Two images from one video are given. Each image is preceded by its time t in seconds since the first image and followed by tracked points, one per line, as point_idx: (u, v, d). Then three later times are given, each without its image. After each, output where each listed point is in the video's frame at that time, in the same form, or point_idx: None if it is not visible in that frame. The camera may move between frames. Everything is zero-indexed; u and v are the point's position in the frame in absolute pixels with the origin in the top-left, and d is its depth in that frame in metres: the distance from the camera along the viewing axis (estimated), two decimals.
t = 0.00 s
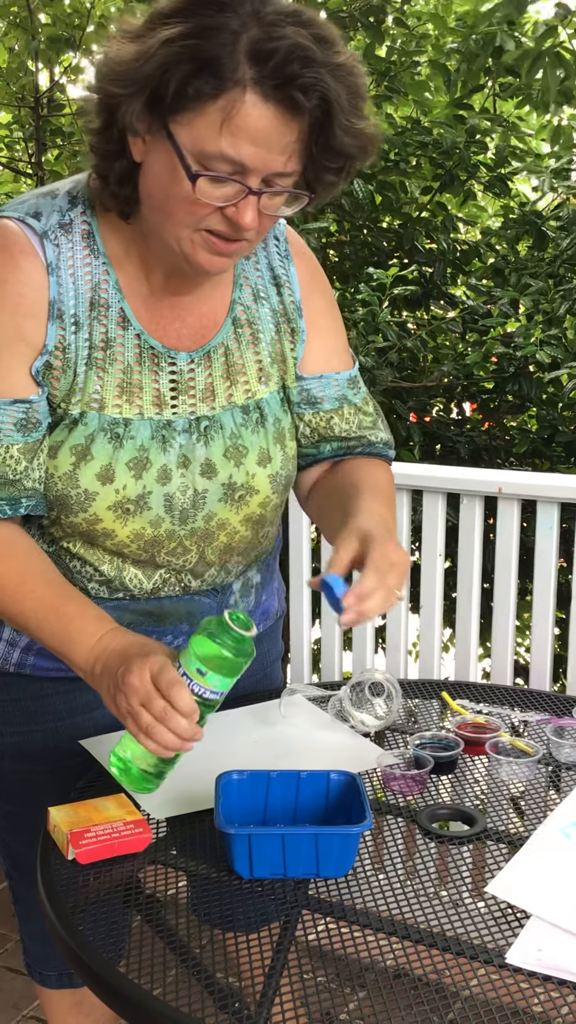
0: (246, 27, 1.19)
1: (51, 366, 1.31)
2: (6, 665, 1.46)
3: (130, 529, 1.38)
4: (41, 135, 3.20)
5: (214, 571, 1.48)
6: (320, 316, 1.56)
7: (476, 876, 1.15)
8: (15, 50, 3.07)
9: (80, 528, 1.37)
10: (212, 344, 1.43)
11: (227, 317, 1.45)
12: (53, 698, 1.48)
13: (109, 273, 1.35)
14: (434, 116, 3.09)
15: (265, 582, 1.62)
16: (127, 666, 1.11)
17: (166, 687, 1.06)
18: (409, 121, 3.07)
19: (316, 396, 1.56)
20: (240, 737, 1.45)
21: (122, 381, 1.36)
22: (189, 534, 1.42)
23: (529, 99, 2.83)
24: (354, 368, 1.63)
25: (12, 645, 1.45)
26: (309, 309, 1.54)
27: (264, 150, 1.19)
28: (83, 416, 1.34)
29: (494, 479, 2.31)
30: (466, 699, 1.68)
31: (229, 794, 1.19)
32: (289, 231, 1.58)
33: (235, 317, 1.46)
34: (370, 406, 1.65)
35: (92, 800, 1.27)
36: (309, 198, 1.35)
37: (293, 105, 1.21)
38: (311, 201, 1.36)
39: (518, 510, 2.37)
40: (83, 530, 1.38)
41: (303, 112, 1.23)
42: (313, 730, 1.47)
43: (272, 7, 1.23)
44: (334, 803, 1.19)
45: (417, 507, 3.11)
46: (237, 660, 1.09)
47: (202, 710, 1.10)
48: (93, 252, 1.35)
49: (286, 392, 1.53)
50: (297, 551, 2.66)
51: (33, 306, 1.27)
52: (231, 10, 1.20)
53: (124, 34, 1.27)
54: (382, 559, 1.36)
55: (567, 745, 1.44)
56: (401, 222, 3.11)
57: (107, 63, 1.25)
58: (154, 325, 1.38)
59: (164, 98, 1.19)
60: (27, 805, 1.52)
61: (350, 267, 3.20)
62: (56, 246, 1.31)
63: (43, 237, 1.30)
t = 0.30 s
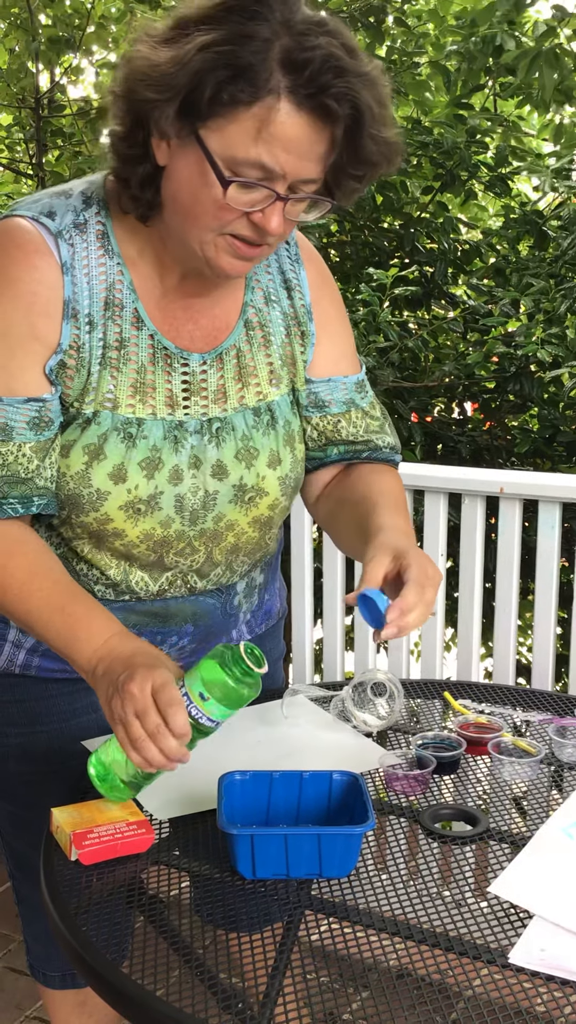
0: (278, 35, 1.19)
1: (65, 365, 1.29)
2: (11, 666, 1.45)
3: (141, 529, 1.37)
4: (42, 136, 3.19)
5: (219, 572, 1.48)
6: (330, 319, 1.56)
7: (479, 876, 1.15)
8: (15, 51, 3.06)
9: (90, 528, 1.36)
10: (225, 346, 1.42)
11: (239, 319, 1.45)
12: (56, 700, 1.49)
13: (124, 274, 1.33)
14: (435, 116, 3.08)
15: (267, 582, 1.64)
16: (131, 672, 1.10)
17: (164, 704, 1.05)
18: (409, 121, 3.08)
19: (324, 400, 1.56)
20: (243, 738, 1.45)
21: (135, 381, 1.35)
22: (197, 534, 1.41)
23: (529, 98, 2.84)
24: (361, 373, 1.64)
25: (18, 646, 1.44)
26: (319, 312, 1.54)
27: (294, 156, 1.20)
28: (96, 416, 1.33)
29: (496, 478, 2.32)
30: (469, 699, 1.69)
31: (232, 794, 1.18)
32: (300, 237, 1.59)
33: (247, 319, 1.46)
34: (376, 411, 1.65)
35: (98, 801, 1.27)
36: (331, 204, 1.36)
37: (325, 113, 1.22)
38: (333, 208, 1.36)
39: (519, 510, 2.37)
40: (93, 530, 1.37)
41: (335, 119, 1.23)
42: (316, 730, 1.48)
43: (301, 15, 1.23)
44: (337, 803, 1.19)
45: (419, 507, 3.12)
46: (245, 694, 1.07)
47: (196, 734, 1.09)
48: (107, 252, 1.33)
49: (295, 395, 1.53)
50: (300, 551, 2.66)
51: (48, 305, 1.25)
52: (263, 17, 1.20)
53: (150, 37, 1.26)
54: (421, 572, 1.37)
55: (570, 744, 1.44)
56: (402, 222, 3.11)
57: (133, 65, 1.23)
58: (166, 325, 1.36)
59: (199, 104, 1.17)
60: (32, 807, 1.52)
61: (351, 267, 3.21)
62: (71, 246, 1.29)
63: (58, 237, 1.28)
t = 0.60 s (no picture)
0: (296, 44, 1.20)
1: (75, 368, 1.29)
2: (15, 669, 1.45)
3: (149, 531, 1.37)
4: (41, 138, 3.20)
5: (223, 574, 1.48)
6: (337, 323, 1.56)
7: (481, 877, 1.15)
8: (15, 54, 3.06)
9: (99, 530, 1.36)
10: (232, 349, 1.42)
11: (247, 323, 1.45)
12: (59, 702, 1.48)
13: (134, 276, 1.33)
14: (435, 117, 3.07)
15: (269, 583, 1.64)
16: (135, 674, 1.10)
17: (161, 705, 1.05)
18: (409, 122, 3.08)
19: (330, 403, 1.56)
20: (243, 739, 1.45)
21: (145, 383, 1.34)
22: (204, 536, 1.41)
23: (529, 99, 2.84)
24: (366, 376, 1.63)
25: (21, 648, 1.44)
26: (326, 316, 1.54)
27: (310, 164, 1.20)
28: (106, 418, 1.32)
29: (496, 479, 2.32)
30: (470, 700, 1.69)
31: (233, 795, 1.18)
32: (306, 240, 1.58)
33: (255, 323, 1.46)
34: (381, 413, 1.66)
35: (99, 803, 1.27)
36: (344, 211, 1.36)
37: (342, 121, 1.22)
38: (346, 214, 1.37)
39: (520, 510, 2.36)
40: (101, 533, 1.36)
41: (352, 128, 1.24)
42: (318, 731, 1.48)
43: (318, 24, 1.24)
44: (338, 804, 1.19)
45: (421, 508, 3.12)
46: (243, 716, 1.10)
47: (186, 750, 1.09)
48: (117, 254, 1.32)
49: (301, 398, 1.54)
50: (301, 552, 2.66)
51: (59, 307, 1.25)
52: (280, 26, 1.20)
53: (165, 43, 1.25)
54: (431, 570, 1.38)
55: (571, 744, 1.44)
56: (402, 223, 3.14)
57: (148, 70, 1.23)
58: (176, 328, 1.36)
59: (217, 112, 1.17)
60: (36, 809, 1.52)
61: (351, 268, 3.21)
62: (81, 249, 1.29)
63: (68, 240, 1.28)
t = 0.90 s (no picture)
0: (304, 48, 1.20)
1: (81, 371, 1.29)
2: (17, 672, 1.45)
3: (152, 534, 1.37)
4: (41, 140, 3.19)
5: (225, 577, 1.48)
6: (339, 326, 1.56)
7: (482, 879, 1.15)
8: (14, 56, 3.06)
9: (103, 533, 1.36)
10: (236, 353, 1.42)
11: (251, 326, 1.45)
12: (61, 705, 1.48)
13: (138, 278, 1.33)
14: (434, 119, 3.07)
15: (270, 586, 1.64)
16: (136, 680, 1.11)
17: (160, 710, 1.05)
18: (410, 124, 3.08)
19: (333, 406, 1.56)
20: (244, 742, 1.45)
21: (150, 386, 1.34)
22: (208, 540, 1.41)
23: (529, 101, 2.84)
24: (368, 379, 1.63)
25: (24, 651, 1.44)
26: (329, 320, 1.54)
27: (317, 168, 1.21)
28: (111, 422, 1.32)
29: (496, 479, 2.32)
30: (471, 701, 1.69)
31: (235, 797, 1.18)
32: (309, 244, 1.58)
33: (259, 326, 1.46)
34: (383, 417, 1.66)
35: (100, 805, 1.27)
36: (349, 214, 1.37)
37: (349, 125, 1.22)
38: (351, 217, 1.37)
39: (520, 512, 2.36)
40: (105, 536, 1.36)
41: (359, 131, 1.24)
42: (319, 732, 1.48)
43: (326, 28, 1.24)
44: (340, 806, 1.19)
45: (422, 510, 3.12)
46: (236, 736, 1.11)
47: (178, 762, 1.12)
48: (122, 257, 1.32)
49: (304, 401, 1.53)
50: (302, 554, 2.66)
51: (65, 310, 1.25)
52: (289, 30, 1.21)
53: (172, 46, 1.25)
54: (434, 571, 1.38)
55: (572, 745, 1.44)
56: (402, 225, 3.15)
57: (156, 74, 1.23)
58: (179, 330, 1.36)
59: (225, 116, 1.17)
60: (38, 811, 1.52)
61: (350, 270, 3.22)
62: (86, 251, 1.29)
63: (73, 243, 1.28)
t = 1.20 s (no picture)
0: (308, 51, 1.20)
1: (82, 373, 1.29)
2: (17, 674, 1.45)
3: (152, 537, 1.37)
4: (40, 142, 3.19)
5: (225, 580, 1.48)
6: (339, 330, 1.56)
7: (482, 882, 1.15)
8: (13, 58, 3.05)
9: (103, 535, 1.36)
10: (237, 356, 1.42)
11: (252, 329, 1.45)
12: (61, 707, 1.48)
13: (140, 281, 1.33)
14: (433, 121, 3.06)
15: (270, 588, 1.64)
16: (137, 681, 1.11)
17: (162, 712, 1.06)
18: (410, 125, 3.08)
19: (333, 409, 1.57)
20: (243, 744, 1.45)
21: (151, 388, 1.34)
22: (208, 543, 1.41)
23: (528, 102, 2.85)
24: (368, 382, 1.63)
25: (23, 653, 1.44)
26: (330, 324, 1.55)
27: (320, 170, 1.21)
28: (111, 424, 1.32)
29: (495, 480, 2.33)
30: (470, 703, 1.69)
31: (234, 799, 1.18)
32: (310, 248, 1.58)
33: (260, 329, 1.46)
34: (383, 420, 1.66)
35: (99, 806, 1.27)
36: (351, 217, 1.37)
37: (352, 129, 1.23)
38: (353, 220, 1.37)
39: (520, 513, 2.36)
40: (105, 538, 1.36)
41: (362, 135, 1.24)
42: (318, 734, 1.48)
43: (330, 31, 1.25)
44: (339, 808, 1.19)
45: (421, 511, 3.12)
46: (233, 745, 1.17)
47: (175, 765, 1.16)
48: (124, 259, 1.32)
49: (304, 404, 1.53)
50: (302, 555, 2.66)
51: (66, 312, 1.25)
52: (293, 33, 1.21)
53: (176, 49, 1.26)
54: (432, 574, 1.38)
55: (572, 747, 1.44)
56: (401, 227, 3.16)
57: (160, 76, 1.23)
58: (180, 332, 1.36)
59: (230, 118, 1.17)
60: (38, 814, 1.51)
61: (350, 272, 3.22)
62: (87, 253, 1.29)
63: (75, 244, 1.27)
